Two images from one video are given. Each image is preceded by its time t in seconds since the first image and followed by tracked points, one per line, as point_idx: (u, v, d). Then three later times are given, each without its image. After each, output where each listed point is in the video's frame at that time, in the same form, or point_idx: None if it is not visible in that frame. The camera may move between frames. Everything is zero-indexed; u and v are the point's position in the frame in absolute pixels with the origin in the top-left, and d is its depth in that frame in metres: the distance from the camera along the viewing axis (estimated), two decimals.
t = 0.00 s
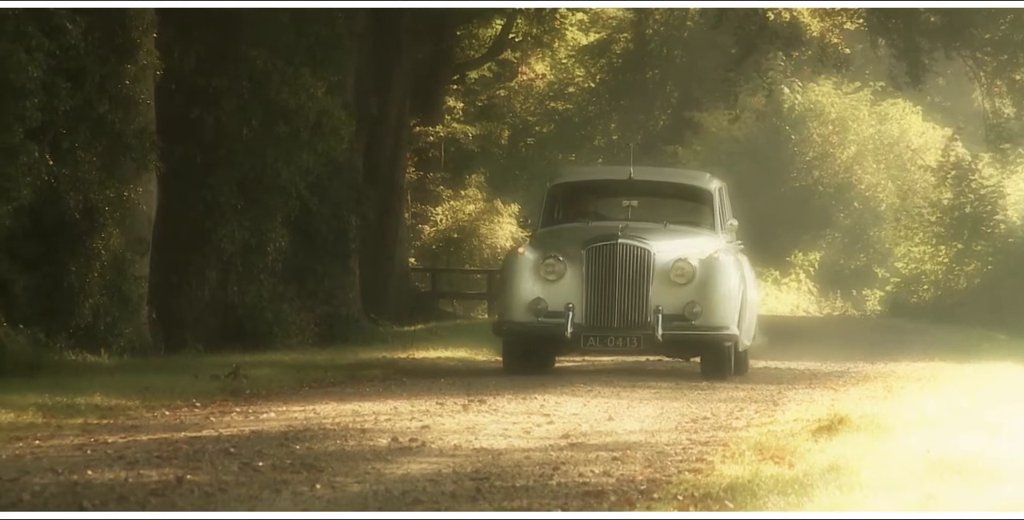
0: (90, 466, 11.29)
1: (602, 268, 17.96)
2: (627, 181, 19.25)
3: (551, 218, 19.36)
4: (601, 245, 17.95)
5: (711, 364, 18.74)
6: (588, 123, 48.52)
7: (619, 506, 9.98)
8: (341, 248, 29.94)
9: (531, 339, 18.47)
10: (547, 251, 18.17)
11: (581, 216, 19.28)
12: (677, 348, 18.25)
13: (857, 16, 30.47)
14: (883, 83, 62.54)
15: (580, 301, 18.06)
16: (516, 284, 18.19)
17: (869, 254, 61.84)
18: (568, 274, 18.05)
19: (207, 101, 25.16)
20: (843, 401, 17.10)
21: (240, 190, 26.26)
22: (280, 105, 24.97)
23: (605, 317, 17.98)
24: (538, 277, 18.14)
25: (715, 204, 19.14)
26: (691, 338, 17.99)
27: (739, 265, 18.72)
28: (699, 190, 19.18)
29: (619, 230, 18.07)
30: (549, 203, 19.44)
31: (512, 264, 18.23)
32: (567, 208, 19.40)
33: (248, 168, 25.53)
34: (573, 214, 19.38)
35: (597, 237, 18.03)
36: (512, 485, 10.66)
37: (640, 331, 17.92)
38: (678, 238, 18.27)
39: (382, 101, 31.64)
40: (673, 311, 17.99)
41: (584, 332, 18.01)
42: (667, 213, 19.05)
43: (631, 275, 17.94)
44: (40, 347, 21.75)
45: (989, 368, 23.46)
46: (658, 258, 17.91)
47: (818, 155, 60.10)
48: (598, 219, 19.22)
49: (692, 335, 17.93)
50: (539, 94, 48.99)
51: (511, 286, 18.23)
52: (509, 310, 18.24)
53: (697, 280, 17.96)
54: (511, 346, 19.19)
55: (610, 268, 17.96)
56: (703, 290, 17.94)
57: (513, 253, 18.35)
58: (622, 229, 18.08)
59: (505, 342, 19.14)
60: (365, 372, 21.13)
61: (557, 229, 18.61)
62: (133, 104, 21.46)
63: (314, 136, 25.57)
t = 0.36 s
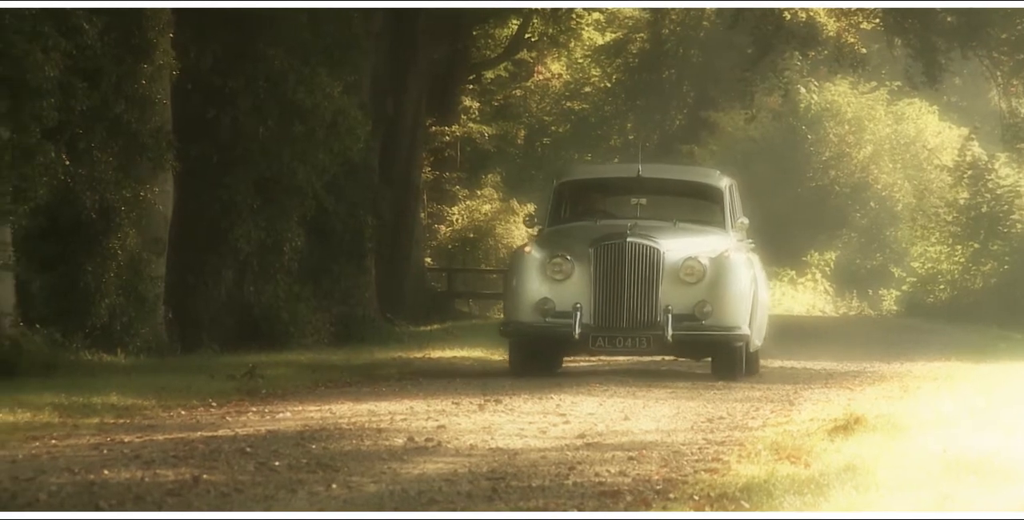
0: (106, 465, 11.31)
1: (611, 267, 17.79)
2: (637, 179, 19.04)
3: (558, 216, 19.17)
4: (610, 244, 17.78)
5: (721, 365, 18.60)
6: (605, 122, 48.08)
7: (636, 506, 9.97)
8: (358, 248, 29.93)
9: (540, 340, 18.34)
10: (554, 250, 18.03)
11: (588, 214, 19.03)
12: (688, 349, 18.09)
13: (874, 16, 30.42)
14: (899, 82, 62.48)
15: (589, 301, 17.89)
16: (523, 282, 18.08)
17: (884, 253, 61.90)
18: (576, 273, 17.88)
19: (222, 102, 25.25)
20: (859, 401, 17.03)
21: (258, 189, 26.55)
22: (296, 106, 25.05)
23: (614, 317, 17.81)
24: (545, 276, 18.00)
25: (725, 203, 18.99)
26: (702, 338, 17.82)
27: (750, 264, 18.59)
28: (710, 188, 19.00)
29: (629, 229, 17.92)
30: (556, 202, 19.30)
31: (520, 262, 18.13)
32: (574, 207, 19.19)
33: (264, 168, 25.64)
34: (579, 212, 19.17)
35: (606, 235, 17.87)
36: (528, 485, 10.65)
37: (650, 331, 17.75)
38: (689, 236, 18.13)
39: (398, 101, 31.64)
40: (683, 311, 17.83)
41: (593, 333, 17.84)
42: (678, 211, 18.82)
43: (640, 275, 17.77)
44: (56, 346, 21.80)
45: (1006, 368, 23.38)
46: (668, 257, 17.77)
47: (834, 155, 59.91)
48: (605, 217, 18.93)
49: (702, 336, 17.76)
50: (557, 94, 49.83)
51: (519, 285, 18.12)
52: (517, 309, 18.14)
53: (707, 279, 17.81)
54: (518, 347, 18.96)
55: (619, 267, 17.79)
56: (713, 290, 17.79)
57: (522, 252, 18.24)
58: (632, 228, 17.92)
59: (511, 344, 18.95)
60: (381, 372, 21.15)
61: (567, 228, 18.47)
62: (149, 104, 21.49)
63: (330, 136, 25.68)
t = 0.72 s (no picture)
0: (116, 465, 11.32)
1: (612, 266, 17.71)
2: (639, 176, 18.99)
3: (558, 212, 19.12)
4: (611, 242, 17.72)
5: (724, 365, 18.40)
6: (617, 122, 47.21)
7: (645, 506, 9.95)
8: (366, 247, 30.07)
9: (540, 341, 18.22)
10: (555, 248, 17.98)
11: (589, 211, 18.99)
12: (691, 349, 17.91)
13: (884, 16, 30.38)
14: (910, 82, 62.46)
15: (590, 300, 17.79)
16: (523, 281, 17.98)
17: (894, 252, 61.41)
18: (576, 271, 17.80)
19: (232, 101, 25.29)
20: (868, 400, 16.97)
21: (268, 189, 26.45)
22: (306, 106, 25.21)
23: (615, 317, 17.70)
24: (545, 275, 17.93)
25: (729, 200, 18.91)
26: (706, 338, 17.64)
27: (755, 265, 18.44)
28: (714, 185, 18.93)
29: (630, 226, 17.86)
30: (556, 199, 19.22)
31: (518, 262, 18.04)
32: (574, 203, 19.12)
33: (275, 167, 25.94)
34: (579, 209, 19.12)
35: (607, 233, 17.82)
36: (537, 484, 10.64)
37: (653, 330, 17.59)
38: (692, 235, 18.03)
39: (408, 102, 31.69)
40: (687, 310, 17.67)
41: (594, 332, 17.72)
42: (684, 210, 18.74)
43: (642, 273, 17.66)
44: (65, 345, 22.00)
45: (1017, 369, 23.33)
46: (671, 254, 17.65)
47: (844, 154, 59.85)
48: (607, 214, 18.88)
49: (705, 335, 17.59)
50: (567, 95, 48.40)
51: (519, 284, 18.02)
52: (516, 309, 18.02)
53: (711, 278, 17.67)
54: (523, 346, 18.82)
55: (621, 265, 17.71)
56: (717, 289, 17.64)
57: (521, 251, 18.18)
58: (633, 225, 17.87)
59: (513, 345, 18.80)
60: (390, 371, 21.17)
61: (566, 228, 18.44)
62: (159, 103, 21.30)
63: (339, 136, 25.87)
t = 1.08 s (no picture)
0: (126, 465, 11.32)
1: (613, 265, 17.34)
2: (641, 174, 18.59)
3: (559, 212, 18.68)
4: (612, 241, 17.34)
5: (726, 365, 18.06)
6: (624, 121, 47.16)
7: (655, 506, 9.94)
8: (377, 247, 30.08)
9: (540, 343, 17.86)
10: (555, 247, 17.59)
11: (591, 210, 18.57)
12: (694, 351, 17.59)
13: (894, 15, 30.35)
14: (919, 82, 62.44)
15: (591, 301, 17.43)
16: (523, 281, 17.62)
17: (905, 253, 62.07)
18: (577, 271, 17.43)
19: (242, 101, 25.17)
20: (878, 401, 16.96)
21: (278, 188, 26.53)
22: (315, 106, 25.31)
23: (617, 317, 17.35)
24: (545, 274, 17.54)
25: (734, 198, 18.51)
26: (709, 339, 17.31)
27: (760, 263, 18.08)
28: (719, 184, 18.54)
29: (633, 225, 17.47)
30: (556, 198, 18.83)
31: (519, 261, 17.68)
32: (576, 202, 18.72)
33: (285, 167, 26.02)
34: (580, 209, 18.69)
35: (608, 232, 17.43)
36: (547, 485, 10.63)
37: (655, 332, 17.26)
38: (696, 232, 17.63)
39: (417, 102, 31.70)
40: (690, 311, 17.34)
41: (594, 333, 17.38)
42: (687, 208, 18.33)
43: (645, 273, 17.31)
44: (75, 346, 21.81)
45: None
46: (674, 254, 17.29)
47: (854, 155, 59.68)
48: (608, 213, 18.45)
49: (708, 336, 17.26)
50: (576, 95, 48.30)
51: (519, 284, 17.65)
52: (515, 310, 17.65)
53: (715, 278, 17.31)
54: (522, 352, 18.45)
55: (623, 264, 17.34)
56: (721, 289, 17.29)
57: (521, 250, 17.80)
58: (635, 224, 17.47)
59: (512, 349, 18.47)
60: (400, 371, 21.17)
61: (566, 227, 18.05)
62: (169, 103, 21.28)
63: (349, 136, 26.03)
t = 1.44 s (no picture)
0: (139, 463, 11.35)
1: (615, 265, 17.15)
2: (645, 172, 18.51)
3: (561, 210, 18.54)
4: (615, 240, 17.14)
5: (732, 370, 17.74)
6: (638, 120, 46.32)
7: (668, 503, 9.97)
8: (389, 246, 29.95)
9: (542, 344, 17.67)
10: (556, 247, 17.38)
11: (593, 208, 18.44)
12: (699, 353, 17.39)
13: (907, 14, 30.28)
14: (931, 80, 62.42)
15: (593, 301, 17.23)
16: (524, 281, 17.42)
17: (918, 251, 61.38)
18: (579, 271, 17.23)
19: (254, 100, 25.25)
20: (890, 400, 16.82)
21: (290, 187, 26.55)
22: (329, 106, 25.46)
23: (621, 318, 17.14)
24: (547, 274, 17.34)
25: (740, 194, 18.36)
26: (713, 340, 17.13)
27: (767, 262, 17.90)
28: (723, 180, 18.42)
29: (636, 223, 17.25)
30: (558, 194, 18.67)
31: (520, 261, 17.47)
32: (577, 198, 18.59)
33: (297, 165, 25.95)
34: (583, 207, 18.56)
35: (611, 231, 17.22)
36: (559, 483, 10.66)
37: (659, 332, 17.06)
38: (700, 231, 17.47)
39: (430, 100, 31.69)
40: (694, 312, 17.16)
41: (597, 334, 17.18)
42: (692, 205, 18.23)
43: (649, 273, 17.12)
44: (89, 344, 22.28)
45: None
46: (678, 253, 17.12)
47: (866, 153, 59.91)
48: (610, 211, 18.30)
49: (713, 337, 17.09)
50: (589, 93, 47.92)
51: (520, 284, 17.45)
52: (517, 310, 17.47)
53: (720, 277, 17.15)
54: (523, 352, 18.17)
55: (626, 264, 17.14)
56: (726, 289, 17.12)
57: (522, 250, 17.60)
58: (638, 222, 17.26)
59: (513, 349, 18.17)
60: (414, 369, 21.25)
61: (568, 225, 17.85)
62: (181, 102, 21.40)
63: (362, 134, 26.12)
